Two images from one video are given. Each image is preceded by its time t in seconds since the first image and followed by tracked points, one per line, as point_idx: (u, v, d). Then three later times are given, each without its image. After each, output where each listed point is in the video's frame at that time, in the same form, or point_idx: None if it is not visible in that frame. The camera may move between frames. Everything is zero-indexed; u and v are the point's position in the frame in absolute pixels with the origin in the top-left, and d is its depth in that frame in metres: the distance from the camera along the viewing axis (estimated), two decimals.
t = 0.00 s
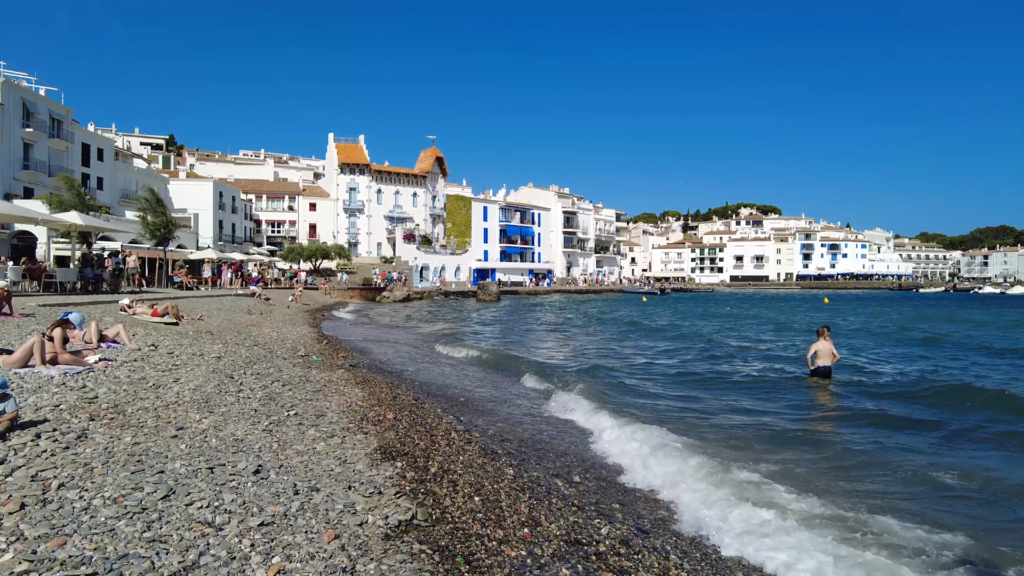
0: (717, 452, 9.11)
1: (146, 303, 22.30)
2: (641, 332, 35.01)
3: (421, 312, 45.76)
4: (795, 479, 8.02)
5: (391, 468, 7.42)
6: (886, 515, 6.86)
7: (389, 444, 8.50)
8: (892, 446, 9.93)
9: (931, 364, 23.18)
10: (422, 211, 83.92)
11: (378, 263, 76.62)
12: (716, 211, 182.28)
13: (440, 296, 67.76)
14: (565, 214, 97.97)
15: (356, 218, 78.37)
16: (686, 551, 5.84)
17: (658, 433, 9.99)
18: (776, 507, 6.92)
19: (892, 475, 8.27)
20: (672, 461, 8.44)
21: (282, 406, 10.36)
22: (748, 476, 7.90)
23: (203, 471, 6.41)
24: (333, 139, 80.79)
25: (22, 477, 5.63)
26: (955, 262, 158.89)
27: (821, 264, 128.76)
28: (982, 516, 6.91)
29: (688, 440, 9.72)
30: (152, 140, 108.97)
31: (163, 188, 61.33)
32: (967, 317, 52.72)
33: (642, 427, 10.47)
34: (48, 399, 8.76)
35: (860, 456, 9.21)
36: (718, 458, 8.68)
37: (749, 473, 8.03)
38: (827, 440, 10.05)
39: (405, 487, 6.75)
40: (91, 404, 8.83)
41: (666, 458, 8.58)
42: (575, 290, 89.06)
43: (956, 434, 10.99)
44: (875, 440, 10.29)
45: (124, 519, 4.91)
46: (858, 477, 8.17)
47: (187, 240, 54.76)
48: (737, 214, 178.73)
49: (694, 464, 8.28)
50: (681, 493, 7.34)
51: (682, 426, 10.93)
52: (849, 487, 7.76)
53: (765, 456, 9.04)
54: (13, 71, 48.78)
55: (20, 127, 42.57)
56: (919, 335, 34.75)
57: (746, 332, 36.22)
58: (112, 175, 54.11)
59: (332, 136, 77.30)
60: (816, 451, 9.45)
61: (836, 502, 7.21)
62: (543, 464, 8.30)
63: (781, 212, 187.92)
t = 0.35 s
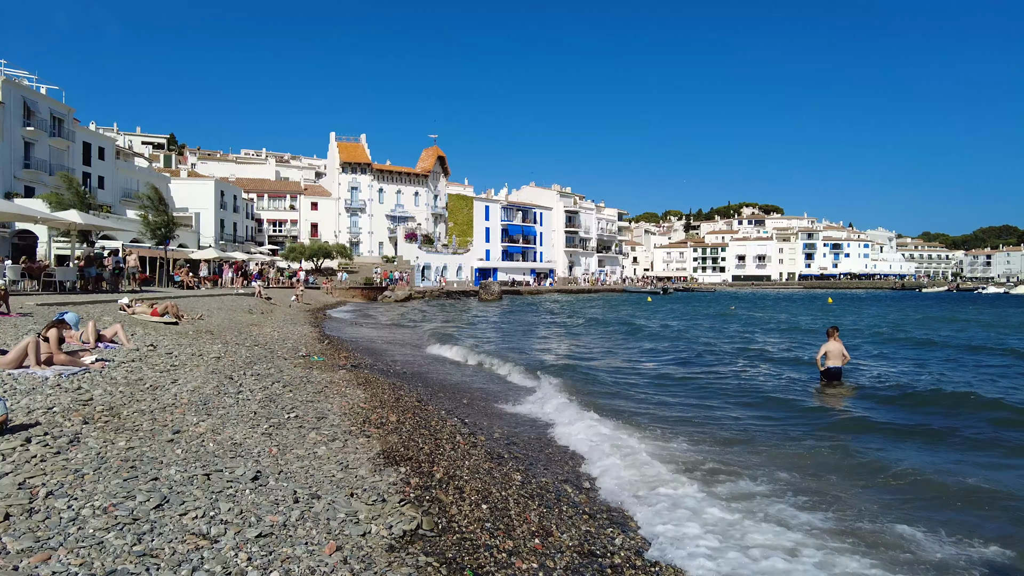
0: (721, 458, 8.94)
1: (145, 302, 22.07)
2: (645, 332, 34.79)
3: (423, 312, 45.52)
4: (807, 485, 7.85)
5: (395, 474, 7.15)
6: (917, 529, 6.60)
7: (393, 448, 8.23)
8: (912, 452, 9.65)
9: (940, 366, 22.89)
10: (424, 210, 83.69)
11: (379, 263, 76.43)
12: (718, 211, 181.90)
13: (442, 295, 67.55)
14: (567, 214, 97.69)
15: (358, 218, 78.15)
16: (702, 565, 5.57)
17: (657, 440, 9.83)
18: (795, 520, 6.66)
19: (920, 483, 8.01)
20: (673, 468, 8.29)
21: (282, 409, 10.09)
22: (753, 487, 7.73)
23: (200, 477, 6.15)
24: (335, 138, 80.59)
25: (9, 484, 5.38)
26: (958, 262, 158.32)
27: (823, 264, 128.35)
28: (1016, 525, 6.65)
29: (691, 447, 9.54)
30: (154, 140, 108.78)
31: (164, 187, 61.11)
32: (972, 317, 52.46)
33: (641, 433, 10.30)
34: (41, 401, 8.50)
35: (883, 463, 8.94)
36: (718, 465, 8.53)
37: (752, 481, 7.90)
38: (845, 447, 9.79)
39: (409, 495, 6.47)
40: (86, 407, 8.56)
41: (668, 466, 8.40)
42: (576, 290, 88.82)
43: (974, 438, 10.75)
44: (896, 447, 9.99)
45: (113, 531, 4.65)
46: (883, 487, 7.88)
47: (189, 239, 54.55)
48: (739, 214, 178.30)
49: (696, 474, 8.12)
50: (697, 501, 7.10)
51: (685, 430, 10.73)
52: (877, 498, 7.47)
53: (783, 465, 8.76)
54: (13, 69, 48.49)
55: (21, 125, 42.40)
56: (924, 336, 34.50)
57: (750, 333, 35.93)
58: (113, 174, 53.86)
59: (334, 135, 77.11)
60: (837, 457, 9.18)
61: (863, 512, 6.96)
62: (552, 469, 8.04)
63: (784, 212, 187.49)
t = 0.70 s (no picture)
0: (735, 468, 8.66)
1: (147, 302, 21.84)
2: (650, 334, 34.54)
3: (426, 312, 45.29)
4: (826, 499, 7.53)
5: (403, 483, 6.87)
6: (949, 548, 6.30)
7: (401, 455, 7.95)
8: (933, 460, 9.35)
9: (949, 370, 22.60)
10: (426, 210, 83.46)
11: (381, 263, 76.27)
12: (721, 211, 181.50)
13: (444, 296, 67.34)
14: (569, 214, 97.42)
15: (360, 218, 77.93)
16: None
17: (667, 449, 9.54)
18: (819, 540, 6.35)
19: (947, 495, 7.71)
20: (686, 481, 8.01)
21: (286, 412, 9.81)
22: (771, 500, 7.43)
23: (201, 487, 5.88)
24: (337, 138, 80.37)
25: None
26: (961, 263, 157.79)
27: (826, 264, 127.94)
28: None
29: (703, 455, 9.28)
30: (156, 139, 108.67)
31: (166, 187, 60.91)
32: (977, 319, 52.14)
33: (650, 441, 10.03)
34: (37, 406, 8.22)
35: (905, 473, 8.63)
36: (733, 477, 8.24)
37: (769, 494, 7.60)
38: (864, 454, 9.50)
39: (418, 507, 6.18)
40: (83, 411, 8.29)
41: (680, 479, 8.11)
42: (579, 290, 88.59)
43: (993, 444, 10.47)
44: (917, 453, 9.70)
45: (109, 548, 4.38)
46: (904, 498, 7.65)
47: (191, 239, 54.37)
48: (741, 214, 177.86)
49: (710, 487, 7.84)
50: (714, 519, 6.79)
51: (694, 436, 10.47)
52: (903, 512, 7.17)
53: (803, 474, 8.49)
54: (15, 68, 48.31)
55: (23, 125, 42.24)
56: (931, 339, 34.25)
57: (755, 335, 35.68)
58: (115, 174, 53.68)
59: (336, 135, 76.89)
60: (857, 465, 8.88)
61: (889, 529, 6.66)
62: (564, 478, 7.75)
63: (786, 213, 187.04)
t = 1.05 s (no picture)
0: (750, 476, 8.42)
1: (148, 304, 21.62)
2: (653, 336, 34.28)
3: (427, 313, 45.10)
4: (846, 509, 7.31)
5: (410, 492, 6.64)
6: (980, 566, 6.05)
7: (407, 462, 7.71)
8: (950, 464, 9.13)
9: (959, 373, 22.31)
10: (428, 211, 83.20)
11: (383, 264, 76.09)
12: (722, 212, 181.17)
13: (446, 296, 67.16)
14: (571, 215, 97.17)
15: (362, 218, 77.73)
16: None
17: (680, 455, 9.31)
18: (843, 558, 6.12)
19: (973, 507, 7.45)
20: (700, 492, 7.78)
21: (288, 417, 9.58)
22: (788, 512, 7.21)
23: (201, 497, 5.65)
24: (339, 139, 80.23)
25: None
26: (964, 264, 157.40)
27: (829, 265, 127.65)
28: None
29: (716, 462, 9.04)
30: (158, 140, 108.54)
31: (168, 188, 60.75)
32: (982, 320, 51.86)
33: (662, 447, 9.78)
34: (34, 410, 7.99)
35: (926, 481, 8.40)
36: (747, 486, 8.01)
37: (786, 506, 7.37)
38: (883, 460, 9.27)
39: (426, 518, 5.96)
40: (80, 415, 8.06)
41: (695, 489, 7.89)
42: (581, 291, 88.36)
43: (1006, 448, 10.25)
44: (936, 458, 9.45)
45: (102, 566, 4.16)
46: (919, 505, 7.46)
47: (193, 240, 54.22)
48: (743, 215, 177.58)
49: (726, 498, 7.60)
50: (731, 533, 6.59)
51: (707, 441, 10.22)
52: (928, 524, 6.92)
53: (817, 480, 8.29)
54: (18, 68, 48.27)
55: (25, 124, 42.10)
56: (936, 341, 34.00)
57: (759, 337, 35.43)
58: (117, 173, 53.53)
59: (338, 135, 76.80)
60: (876, 472, 8.64)
61: (913, 545, 6.43)
62: (575, 488, 7.53)
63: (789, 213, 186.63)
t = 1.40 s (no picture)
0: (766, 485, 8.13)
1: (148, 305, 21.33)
2: (657, 337, 33.96)
3: (429, 314, 44.82)
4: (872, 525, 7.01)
5: (416, 501, 6.37)
6: None
7: (412, 468, 7.44)
8: (971, 471, 8.84)
9: (969, 375, 21.98)
10: (430, 211, 82.93)
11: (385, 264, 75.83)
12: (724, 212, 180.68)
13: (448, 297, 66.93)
14: (573, 215, 96.88)
15: (364, 219, 77.47)
16: None
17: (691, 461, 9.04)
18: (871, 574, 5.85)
19: (1006, 520, 7.12)
20: (716, 500, 7.50)
21: (289, 421, 9.31)
22: (811, 524, 6.92)
23: (197, 508, 5.38)
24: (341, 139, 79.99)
25: None
26: (967, 264, 157.04)
27: (831, 265, 127.30)
28: None
29: (730, 469, 8.73)
30: (159, 140, 108.33)
31: (169, 188, 60.57)
32: (987, 321, 51.50)
33: (671, 451, 9.52)
34: (26, 415, 7.71)
35: (948, 489, 8.11)
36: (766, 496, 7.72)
37: (809, 519, 7.06)
38: (905, 462, 8.96)
39: (433, 529, 5.69)
40: (74, 421, 7.79)
41: (711, 497, 7.59)
42: (583, 292, 88.06)
43: None
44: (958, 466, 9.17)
45: None
46: (942, 514, 7.20)
47: (194, 240, 53.99)
48: (745, 215, 177.16)
49: (745, 508, 7.31)
50: (754, 547, 6.29)
51: (719, 444, 9.94)
52: (960, 536, 6.63)
53: (834, 487, 8.03)
54: (19, 69, 48.08)
55: (26, 125, 41.90)
56: (944, 343, 33.64)
57: (763, 339, 35.09)
58: (118, 174, 53.32)
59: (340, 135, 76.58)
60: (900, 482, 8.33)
61: (948, 562, 6.13)
62: (586, 497, 7.24)
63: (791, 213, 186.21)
